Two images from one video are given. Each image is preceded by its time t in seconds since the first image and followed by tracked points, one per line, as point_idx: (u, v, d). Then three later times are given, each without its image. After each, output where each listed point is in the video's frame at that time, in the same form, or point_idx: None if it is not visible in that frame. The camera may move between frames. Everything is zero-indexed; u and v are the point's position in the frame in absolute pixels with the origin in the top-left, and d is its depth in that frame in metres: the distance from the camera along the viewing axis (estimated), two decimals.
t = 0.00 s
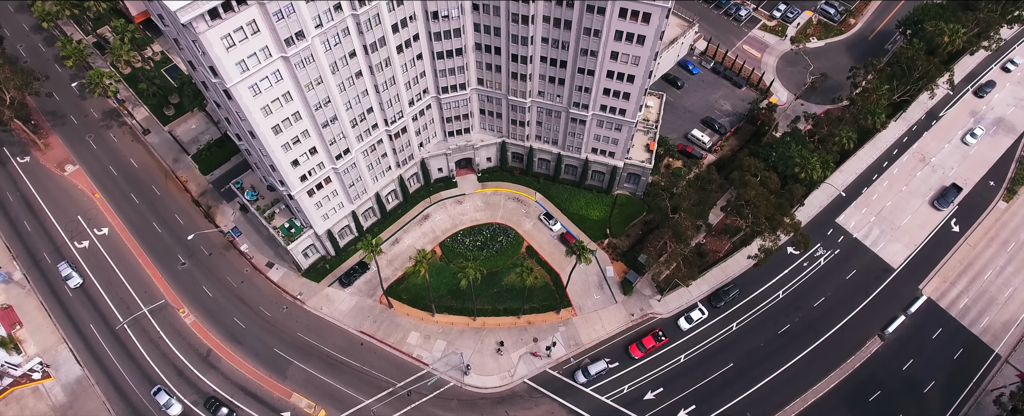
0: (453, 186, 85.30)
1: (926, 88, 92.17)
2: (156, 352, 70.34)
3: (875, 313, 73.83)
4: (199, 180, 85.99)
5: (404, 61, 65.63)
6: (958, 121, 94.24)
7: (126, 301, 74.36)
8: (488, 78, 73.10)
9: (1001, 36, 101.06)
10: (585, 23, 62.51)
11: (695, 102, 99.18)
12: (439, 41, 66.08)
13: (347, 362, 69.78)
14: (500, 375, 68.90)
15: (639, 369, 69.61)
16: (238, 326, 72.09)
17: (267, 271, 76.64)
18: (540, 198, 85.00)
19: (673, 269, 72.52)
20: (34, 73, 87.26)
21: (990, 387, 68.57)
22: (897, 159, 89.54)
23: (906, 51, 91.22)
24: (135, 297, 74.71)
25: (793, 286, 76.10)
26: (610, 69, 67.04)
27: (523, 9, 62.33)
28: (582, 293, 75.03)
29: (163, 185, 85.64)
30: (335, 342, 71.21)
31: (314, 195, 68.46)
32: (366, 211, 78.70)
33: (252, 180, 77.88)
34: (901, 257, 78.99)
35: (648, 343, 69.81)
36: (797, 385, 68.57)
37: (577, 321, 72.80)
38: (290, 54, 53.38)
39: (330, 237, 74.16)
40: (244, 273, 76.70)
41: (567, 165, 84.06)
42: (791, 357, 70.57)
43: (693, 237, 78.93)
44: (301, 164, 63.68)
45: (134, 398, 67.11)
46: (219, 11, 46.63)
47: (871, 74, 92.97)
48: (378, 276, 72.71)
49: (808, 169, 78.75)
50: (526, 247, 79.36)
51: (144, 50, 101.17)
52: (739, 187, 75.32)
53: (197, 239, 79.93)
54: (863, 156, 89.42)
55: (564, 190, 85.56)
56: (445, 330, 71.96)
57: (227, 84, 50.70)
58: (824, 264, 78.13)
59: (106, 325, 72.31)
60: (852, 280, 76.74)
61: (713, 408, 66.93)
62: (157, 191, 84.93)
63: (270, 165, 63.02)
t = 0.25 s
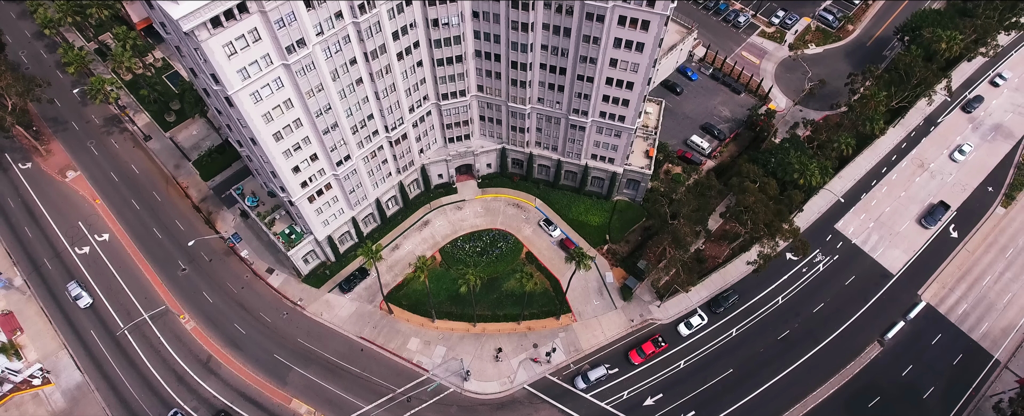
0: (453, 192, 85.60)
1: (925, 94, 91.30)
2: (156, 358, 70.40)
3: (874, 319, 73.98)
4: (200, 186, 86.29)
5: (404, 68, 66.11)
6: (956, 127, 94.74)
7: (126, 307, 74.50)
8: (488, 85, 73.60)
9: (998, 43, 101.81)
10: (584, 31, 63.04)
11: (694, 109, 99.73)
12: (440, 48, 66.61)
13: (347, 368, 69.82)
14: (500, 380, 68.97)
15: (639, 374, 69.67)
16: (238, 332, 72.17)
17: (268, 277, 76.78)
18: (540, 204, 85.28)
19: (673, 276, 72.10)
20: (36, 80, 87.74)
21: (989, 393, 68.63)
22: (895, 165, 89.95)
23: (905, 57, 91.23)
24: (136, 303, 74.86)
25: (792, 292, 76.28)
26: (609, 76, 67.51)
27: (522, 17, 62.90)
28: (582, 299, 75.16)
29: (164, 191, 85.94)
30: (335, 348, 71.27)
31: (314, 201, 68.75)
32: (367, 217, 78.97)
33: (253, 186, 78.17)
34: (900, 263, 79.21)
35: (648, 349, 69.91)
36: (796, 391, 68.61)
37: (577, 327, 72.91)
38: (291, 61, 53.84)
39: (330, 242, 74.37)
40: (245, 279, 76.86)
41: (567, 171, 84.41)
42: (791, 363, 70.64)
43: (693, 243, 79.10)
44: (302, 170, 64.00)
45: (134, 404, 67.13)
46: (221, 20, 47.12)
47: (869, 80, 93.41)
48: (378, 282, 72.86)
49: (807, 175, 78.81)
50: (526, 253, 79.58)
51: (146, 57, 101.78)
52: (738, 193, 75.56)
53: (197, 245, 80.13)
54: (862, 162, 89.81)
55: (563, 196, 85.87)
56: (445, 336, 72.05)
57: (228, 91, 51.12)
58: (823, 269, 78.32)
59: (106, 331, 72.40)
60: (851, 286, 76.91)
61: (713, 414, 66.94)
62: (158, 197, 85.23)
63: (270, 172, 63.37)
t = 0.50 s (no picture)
0: (453, 198, 85.91)
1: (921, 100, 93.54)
2: (156, 364, 70.46)
3: (873, 325, 74.09)
4: (201, 193, 86.57)
5: (405, 75, 66.60)
6: (955, 133, 95.22)
7: (127, 313, 74.62)
8: (488, 92, 74.08)
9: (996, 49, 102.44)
10: (584, 38, 63.51)
11: (693, 115, 100.23)
12: (440, 55, 67.13)
13: (347, 374, 69.87)
14: (499, 387, 69.03)
15: (639, 380, 69.72)
16: (238, 338, 72.24)
17: (268, 283, 76.91)
18: (539, 210, 85.57)
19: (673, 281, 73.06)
20: (38, 86, 88.23)
21: (989, 399, 68.66)
22: (894, 171, 90.31)
23: (903, 64, 92.05)
24: (136, 309, 74.97)
25: (792, 298, 76.42)
26: (609, 83, 68.00)
27: (522, 24, 63.41)
28: (582, 305, 75.28)
29: (165, 197, 86.23)
30: (335, 354, 71.33)
31: (315, 208, 69.04)
32: (367, 223, 79.23)
33: (254, 193, 78.45)
34: (898, 269, 79.42)
35: (647, 355, 69.98)
36: (796, 397, 68.64)
37: (577, 333, 73.01)
38: (292, 69, 54.29)
39: (330, 248, 74.57)
40: (245, 285, 77.00)
41: (567, 177, 84.75)
42: (790, 369, 70.69)
43: (692, 249, 79.32)
44: (302, 177, 64.32)
45: (134, 410, 67.11)
46: (223, 28, 47.56)
47: (868, 86, 93.89)
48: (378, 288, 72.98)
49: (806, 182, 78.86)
50: (526, 259, 79.78)
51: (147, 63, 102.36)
52: (737, 199, 75.80)
53: (198, 251, 80.33)
54: (860, 168, 90.17)
55: (563, 202, 86.18)
56: (445, 342, 72.12)
57: (230, 98, 51.52)
58: (822, 275, 78.50)
59: (107, 337, 72.48)
60: (850, 292, 77.05)
61: None
62: (158, 203, 85.52)
63: (271, 179, 63.70)
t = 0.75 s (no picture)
0: (453, 204, 86.20)
1: (920, 107, 93.60)
2: (156, 370, 70.54)
3: (873, 331, 74.20)
4: (202, 198, 86.85)
5: (405, 82, 67.07)
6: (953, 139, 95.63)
7: (127, 319, 74.74)
8: (488, 99, 74.56)
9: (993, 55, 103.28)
10: (583, 45, 64.00)
11: (693, 121, 100.74)
12: (440, 62, 67.64)
13: (347, 380, 69.94)
14: (499, 393, 69.11)
15: (638, 386, 69.79)
16: (238, 344, 72.32)
17: (268, 289, 77.04)
18: (539, 216, 85.85)
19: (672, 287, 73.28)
20: (40, 93, 88.70)
21: (988, 405, 68.69)
22: (893, 177, 90.66)
23: (901, 70, 92.15)
24: (137, 315, 75.09)
25: (791, 304, 76.56)
26: (608, 90, 68.51)
27: (522, 32, 63.93)
28: (581, 311, 75.42)
29: (166, 203, 86.52)
30: (335, 360, 71.40)
31: (315, 214, 69.33)
32: (367, 229, 79.50)
33: (255, 199, 78.77)
34: (897, 274, 79.62)
35: (647, 361, 70.08)
36: (796, 403, 68.67)
37: (576, 339, 73.12)
38: (294, 76, 54.76)
39: (331, 254, 74.77)
40: (245, 291, 77.14)
41: (566, 183, 85.10)
42: (790, 375, 70.74)
43: (691, 255, 79.52)
44: (303, 183, 64.66)
45: None
46: (225, 36, 48.07)
47: (867, 93, 94.50)
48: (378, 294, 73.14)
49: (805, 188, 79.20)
50: (526, 265, 79.99)
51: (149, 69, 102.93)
52: (735, 205, 76.06)
53: (198, 257, 80.52)
54: (859, 174, 90.53)
55: (563, 208, 86.48)
56: (444, 348, 72.21)
57: (231, 105, 51.94)
58: (821, 281, 78.65)
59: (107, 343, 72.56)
60: (849, 298, 77.19)
61: None
62: (159, 209, 85.82)
63: (272, 185, 64.06)
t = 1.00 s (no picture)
0: (453, 210, 86.46)
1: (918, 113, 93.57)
2: (156, 376, 70.62)
3: (872, 337, 74.29)
4: (202, 204, 87.10)
5: (405, 89, 67.52)
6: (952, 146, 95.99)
7: (128, 325, 74.84)
8: (488, 105, 74.99)
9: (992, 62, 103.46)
10: (583, 53, 64.48)
11: (692, 127, 101.20)
12: (440, 69, 68.13)
13: (347, 386, 69.97)
14: (499, 399, 69.18)
15: (638, 392, 69.84)
16: (238, 350, 72.40)
17: (268, 295, 77.15)
18: (539, 222, 86.11)
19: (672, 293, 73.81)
20: (42, 100, 89.12)
21: (988, 411, 68.72)
22: (891, 183, 90.96)
23: (899, 76, 91.92)
24: (137, 321, 75.20)
25: (791, 310, 76.66)
26: (607, 97, 68.95)
27: (522, 39, 64.44)
28: (581, 317, 75.53)
29: (167, 209, 86.78)
30: (335, 366, 71.44)
31: (316, 220, 69.60)
32: (367, 235, 79.73)
33: (255, 205, 79.02)
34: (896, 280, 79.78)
35: (647, 367, 70.13)
36: (795, 409, 68.72)
37: (576, 345, 73.20)
38: (295, 84, 55.19)
39: (331, 260, 74.96)
40: (246, 297, 77.26)
41: (566, 189, 85.41)
42: (789, 381, 70.78)
43: (691, 261, 79.74)
44: (303, 189, 65.00)
45: None
46: (227, 44, 48.52)
47: (864, 100, 95.09)
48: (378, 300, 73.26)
49: (803, 194, 79.43)
50: (525, 271, 80.16)
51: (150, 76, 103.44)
52: (734, 211, 76.31)
53: (199, 263, 80.69)
54: (858, 180, 90.83)
55: (562, 214, 86.75)
56: (444, 353, 72.28)
57: (233, 112, 52.35)
58: (821, 287, 78.78)
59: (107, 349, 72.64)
60: (848, 304, 77.30)
61: None
62: (160, 215, 86.07)
63: (273, 192, 64.41)
